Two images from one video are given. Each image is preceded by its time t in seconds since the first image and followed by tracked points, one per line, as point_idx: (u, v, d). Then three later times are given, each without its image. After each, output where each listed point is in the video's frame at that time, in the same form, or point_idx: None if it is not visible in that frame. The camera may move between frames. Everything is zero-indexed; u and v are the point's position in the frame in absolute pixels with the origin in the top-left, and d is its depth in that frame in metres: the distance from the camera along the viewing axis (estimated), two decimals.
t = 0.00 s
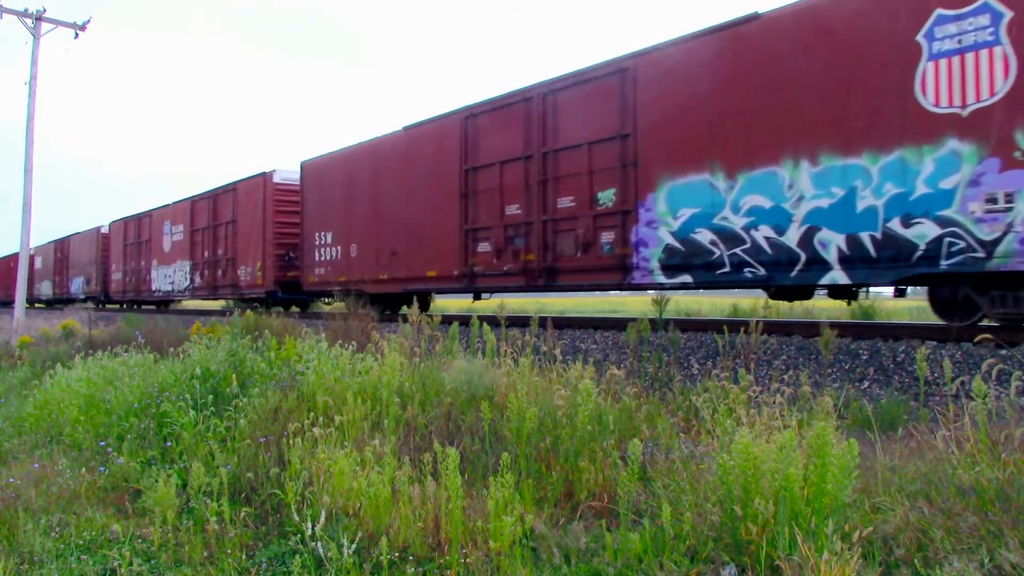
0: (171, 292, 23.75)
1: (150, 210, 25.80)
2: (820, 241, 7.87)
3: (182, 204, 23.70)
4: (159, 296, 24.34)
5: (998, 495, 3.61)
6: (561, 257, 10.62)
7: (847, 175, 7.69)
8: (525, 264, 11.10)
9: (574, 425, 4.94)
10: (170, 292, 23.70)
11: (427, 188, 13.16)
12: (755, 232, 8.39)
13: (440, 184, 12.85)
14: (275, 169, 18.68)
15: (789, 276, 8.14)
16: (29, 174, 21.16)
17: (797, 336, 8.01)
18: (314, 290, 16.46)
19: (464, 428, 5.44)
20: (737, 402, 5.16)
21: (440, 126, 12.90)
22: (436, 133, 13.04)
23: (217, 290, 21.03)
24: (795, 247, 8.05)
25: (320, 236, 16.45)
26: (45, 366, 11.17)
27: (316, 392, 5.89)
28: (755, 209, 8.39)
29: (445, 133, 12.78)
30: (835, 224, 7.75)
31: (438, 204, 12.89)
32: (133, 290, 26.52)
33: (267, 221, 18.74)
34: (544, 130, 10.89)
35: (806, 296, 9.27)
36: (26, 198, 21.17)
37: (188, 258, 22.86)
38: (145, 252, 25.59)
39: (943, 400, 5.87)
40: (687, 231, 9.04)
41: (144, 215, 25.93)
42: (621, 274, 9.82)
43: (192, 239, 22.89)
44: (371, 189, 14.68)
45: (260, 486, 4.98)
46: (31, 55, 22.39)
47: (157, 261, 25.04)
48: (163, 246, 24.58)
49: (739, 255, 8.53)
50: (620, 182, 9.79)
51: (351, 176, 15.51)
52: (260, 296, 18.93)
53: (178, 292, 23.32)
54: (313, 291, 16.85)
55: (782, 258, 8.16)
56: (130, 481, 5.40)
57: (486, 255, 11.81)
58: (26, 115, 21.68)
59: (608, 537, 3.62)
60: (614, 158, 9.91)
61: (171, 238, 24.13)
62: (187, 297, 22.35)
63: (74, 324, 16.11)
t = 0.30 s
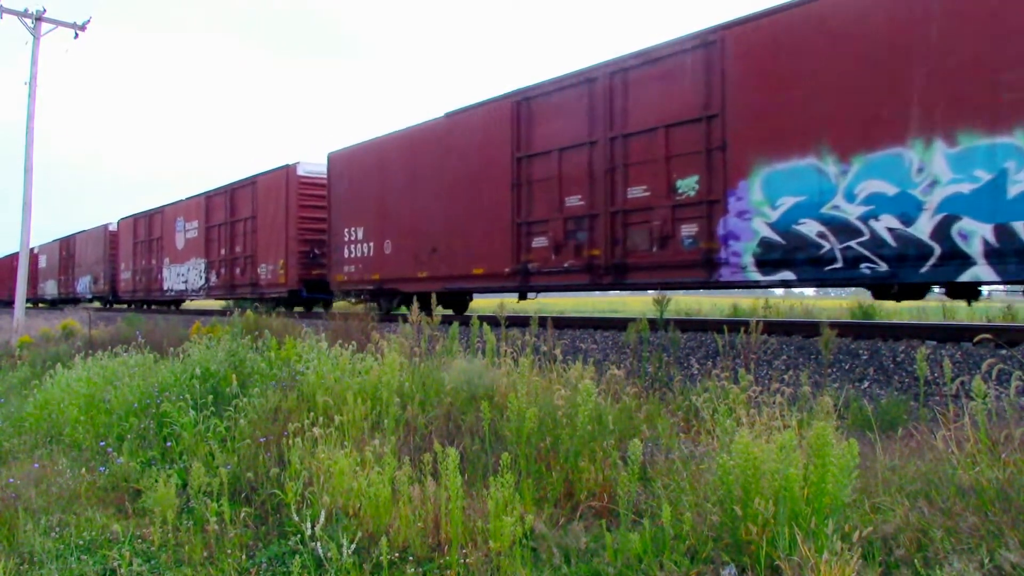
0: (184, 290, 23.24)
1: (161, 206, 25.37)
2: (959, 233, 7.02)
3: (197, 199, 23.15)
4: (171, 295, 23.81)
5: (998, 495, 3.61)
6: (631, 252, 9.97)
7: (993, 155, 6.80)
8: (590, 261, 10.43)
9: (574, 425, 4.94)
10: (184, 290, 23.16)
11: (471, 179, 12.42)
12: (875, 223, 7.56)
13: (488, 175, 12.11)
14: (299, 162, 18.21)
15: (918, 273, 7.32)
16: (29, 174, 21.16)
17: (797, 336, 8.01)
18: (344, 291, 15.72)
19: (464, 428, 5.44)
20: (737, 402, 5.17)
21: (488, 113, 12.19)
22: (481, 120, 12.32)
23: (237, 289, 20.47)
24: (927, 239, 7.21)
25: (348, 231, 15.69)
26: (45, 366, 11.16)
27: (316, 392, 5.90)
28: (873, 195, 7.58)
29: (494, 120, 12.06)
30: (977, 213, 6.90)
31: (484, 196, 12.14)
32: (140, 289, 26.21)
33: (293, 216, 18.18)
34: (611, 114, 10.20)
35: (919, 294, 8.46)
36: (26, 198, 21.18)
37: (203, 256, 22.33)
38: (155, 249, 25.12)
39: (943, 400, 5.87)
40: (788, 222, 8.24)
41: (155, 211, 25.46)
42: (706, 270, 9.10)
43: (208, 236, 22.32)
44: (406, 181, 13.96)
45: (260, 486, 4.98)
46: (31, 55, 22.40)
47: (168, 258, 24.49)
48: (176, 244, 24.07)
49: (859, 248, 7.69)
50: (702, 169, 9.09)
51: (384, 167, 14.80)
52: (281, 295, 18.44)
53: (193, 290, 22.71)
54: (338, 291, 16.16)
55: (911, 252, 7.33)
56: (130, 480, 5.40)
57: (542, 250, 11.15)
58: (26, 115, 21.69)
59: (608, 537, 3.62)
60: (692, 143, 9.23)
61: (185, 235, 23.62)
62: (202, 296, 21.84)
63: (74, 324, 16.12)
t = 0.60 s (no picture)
0: (198, 290, 22.45)
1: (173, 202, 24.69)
2: None
3: (213, 194, 22.28)
4: (184, 294, 23.05)
5: (998, 494, 3.61)
6: (719, 245, 8.88)
7: None
8: (666, 256, 9.40)
9: (574, 425, 4.94)
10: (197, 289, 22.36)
11: (527, 169, 11.47)
12: None
13: (545, 165, 11.14)
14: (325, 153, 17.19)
15: None
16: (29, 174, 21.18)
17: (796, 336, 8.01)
18: (377, 289, 14.96)
19: (465, 428, 5.44)
20: (737, 402, 5.18)
21: (547, 97, 11.18)
22: (539, 105, 11.32)
23: (257, 288, 19.52)
24: None
25: (382, 226, 14.85)
26: (45, 366, 11.16)
27: (316, 392, 5.89)
28: None
29: (554, 104, 11.05)
30: None
31: (542, 187, 11.18)
32: (150, 288, 25.63)
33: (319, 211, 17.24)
34: (692, 92, 9.13)
35: None
36: (26, 198, 21.18)
37: (219, 254, 21.49)
38: (166, 247, 24.45)
39: (943, 400, 5.87)
40: (918, 211, 7.19)
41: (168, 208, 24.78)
42: (811, 266, 8.06)
43: (224, 233, 21.43)
44: (449, 174, 13.08)
45: (260, 486, 4.98)
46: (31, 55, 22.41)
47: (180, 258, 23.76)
48: (190, 241, 23.26)
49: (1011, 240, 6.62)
50: (807, 153, 8.04)
51: (422, 159, 13.95)
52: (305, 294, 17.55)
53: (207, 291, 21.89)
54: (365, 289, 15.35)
55: None
56: (130, 481, 5.39)
57: (608, 245, 10.18)
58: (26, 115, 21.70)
59: (608, 537, 3.62)
60: (794, 123, 8.15)
61: (199, 232, 22.80)
62: (218, 296, 21.01)
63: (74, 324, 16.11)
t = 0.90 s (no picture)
0: (214, 289, 21.71)
1: (187, 198, 24.04)
2: None
3: (231, 189, 21.50)
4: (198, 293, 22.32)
5: (998, 494, 3.61)
6: (827, 239, 8.11)
7: None
8: (763, 251, 8.62)
9: (574, 425, 4.93)
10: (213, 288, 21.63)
11: (593, 156, 10.69)
12: None
13: (615, 152, 10.35)
14: (356, 143, 16.47)
15: None
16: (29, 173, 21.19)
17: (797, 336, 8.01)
18: (415, 288, 14.23)
19: (465, 427, 5.44)
20: (737, 402, 5.17)
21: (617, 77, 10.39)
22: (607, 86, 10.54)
23: (280, 286, 18.73)
24: None
25: (421, 220, 14.10)
26: (45, 366, 11.15)
27: (316, 392, 5.89)
28: None
29: (624, 85, 10.27)
30: None
31: (610, 176, 10.41)
32: (160, 286, 24.99)
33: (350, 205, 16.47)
34: (794, 68, 8.35)
35: None
36: (26, 197, 21.19)
37: (237, 250, 20.72)
38: (179, 245, 23.91)
39: (943, 400, 5.87)
40: None
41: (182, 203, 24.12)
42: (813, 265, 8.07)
43: (245, 228, 20.62)
44: (498, 165, 12.40)
45: (260, 486, 4.98)
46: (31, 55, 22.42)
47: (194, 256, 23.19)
48: (206, 238, 22.54)
49: None
50: (936, 134, 7.29)
51: (468, 147, 13.16)
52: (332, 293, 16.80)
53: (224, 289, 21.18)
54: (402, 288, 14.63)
55: None
56: (130, 480, 5.39)
57: (690, 239, 9.39)
58: (26, 115, 21.70)
59: (608, 537, 3.62)
60: (922, 100, 7.36)
61: (216, 228, 22.05)
62: (236, 294, 20.27)
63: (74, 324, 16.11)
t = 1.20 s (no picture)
0: (231, 288, 21.04)
1: (202, 193, 23.42)
2: None
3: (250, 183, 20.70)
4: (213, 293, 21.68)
5: (998, 494, 3.61)
6: (968, 231, 7.23)
7: None
8: (886, 244, 7.79)
9: (574, 425, 4.93)
10: (229, 287, 20.98)
11: (673, 142, 9.85)
12: None
13: (700, 137, 9.52)
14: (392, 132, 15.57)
15: None
16: (29, 174, 21.18)
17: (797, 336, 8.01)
18: (462, 285, 13.45)
19: (465, 427, 5.44)
20: (737, 402, 5.17)
21: (676, 58, 9.83)
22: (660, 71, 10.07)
23: (303, 286, 17.98)
24: None
25: (466, 214, 13.32)
26: (45, 366, 11.16)
27: (316, 392, 5.89)
28: None
29: (677, 69, 9.81)
30: None
31: (691, 162, 9.62)
32: (173, 286, 24.45)
33: (383, 198, 15.65)
34: (924, 36, 7.45)
35: None
36: (26, 198, 21.19)
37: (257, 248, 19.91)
38: (194, 243, 23.27)
39: (943, 400, 5.86)
40: None
41: (197, 199, 23.48)
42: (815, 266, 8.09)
43: (264, 225, 19.81)
44: (558, 151, 11.60)
45: (260, 486, 4.98)
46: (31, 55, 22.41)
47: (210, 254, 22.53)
48: (223, 235, 21.83)
49: None
50: None
51: (523, 133, 12.32)
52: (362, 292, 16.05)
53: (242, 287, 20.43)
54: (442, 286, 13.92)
55: None
56: (130, 481, 5.40)
57: (791, 230, 8.57)
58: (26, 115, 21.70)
59: (608, 537, 3.62)
60: None
61: (234, 225, 21.30)
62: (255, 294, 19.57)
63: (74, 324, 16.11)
